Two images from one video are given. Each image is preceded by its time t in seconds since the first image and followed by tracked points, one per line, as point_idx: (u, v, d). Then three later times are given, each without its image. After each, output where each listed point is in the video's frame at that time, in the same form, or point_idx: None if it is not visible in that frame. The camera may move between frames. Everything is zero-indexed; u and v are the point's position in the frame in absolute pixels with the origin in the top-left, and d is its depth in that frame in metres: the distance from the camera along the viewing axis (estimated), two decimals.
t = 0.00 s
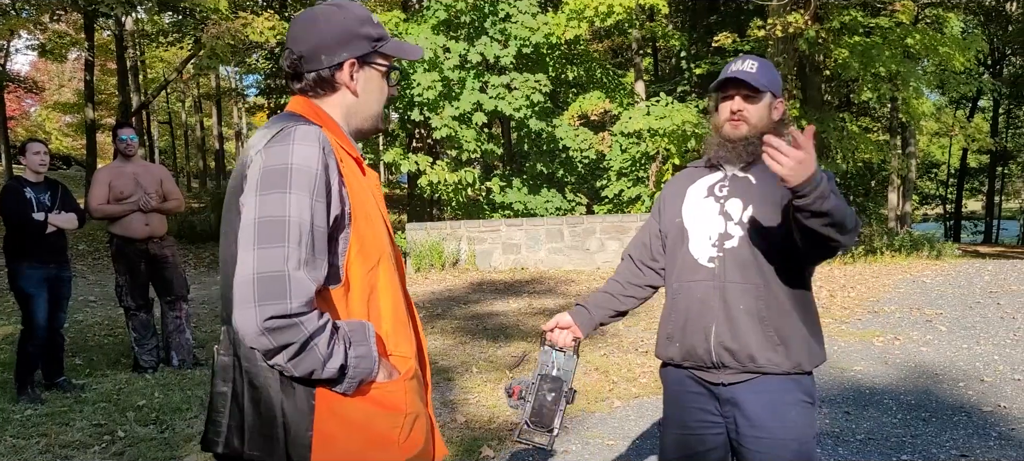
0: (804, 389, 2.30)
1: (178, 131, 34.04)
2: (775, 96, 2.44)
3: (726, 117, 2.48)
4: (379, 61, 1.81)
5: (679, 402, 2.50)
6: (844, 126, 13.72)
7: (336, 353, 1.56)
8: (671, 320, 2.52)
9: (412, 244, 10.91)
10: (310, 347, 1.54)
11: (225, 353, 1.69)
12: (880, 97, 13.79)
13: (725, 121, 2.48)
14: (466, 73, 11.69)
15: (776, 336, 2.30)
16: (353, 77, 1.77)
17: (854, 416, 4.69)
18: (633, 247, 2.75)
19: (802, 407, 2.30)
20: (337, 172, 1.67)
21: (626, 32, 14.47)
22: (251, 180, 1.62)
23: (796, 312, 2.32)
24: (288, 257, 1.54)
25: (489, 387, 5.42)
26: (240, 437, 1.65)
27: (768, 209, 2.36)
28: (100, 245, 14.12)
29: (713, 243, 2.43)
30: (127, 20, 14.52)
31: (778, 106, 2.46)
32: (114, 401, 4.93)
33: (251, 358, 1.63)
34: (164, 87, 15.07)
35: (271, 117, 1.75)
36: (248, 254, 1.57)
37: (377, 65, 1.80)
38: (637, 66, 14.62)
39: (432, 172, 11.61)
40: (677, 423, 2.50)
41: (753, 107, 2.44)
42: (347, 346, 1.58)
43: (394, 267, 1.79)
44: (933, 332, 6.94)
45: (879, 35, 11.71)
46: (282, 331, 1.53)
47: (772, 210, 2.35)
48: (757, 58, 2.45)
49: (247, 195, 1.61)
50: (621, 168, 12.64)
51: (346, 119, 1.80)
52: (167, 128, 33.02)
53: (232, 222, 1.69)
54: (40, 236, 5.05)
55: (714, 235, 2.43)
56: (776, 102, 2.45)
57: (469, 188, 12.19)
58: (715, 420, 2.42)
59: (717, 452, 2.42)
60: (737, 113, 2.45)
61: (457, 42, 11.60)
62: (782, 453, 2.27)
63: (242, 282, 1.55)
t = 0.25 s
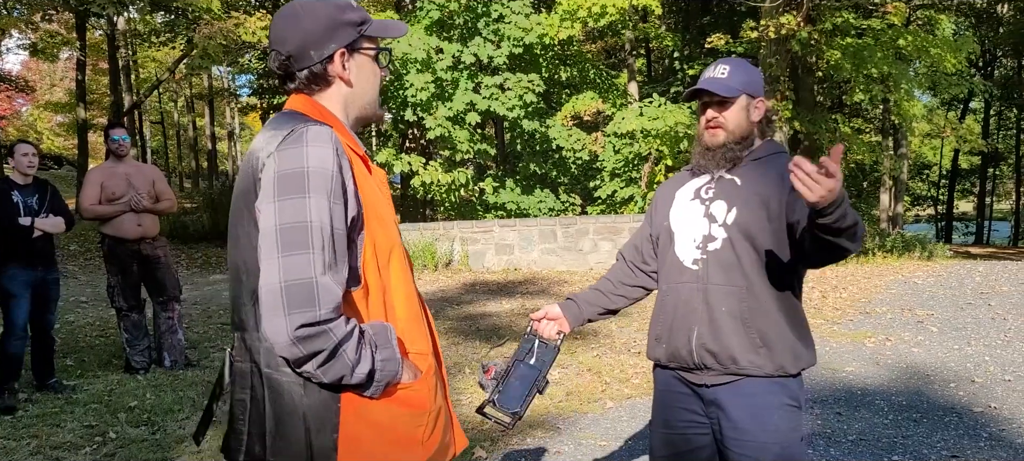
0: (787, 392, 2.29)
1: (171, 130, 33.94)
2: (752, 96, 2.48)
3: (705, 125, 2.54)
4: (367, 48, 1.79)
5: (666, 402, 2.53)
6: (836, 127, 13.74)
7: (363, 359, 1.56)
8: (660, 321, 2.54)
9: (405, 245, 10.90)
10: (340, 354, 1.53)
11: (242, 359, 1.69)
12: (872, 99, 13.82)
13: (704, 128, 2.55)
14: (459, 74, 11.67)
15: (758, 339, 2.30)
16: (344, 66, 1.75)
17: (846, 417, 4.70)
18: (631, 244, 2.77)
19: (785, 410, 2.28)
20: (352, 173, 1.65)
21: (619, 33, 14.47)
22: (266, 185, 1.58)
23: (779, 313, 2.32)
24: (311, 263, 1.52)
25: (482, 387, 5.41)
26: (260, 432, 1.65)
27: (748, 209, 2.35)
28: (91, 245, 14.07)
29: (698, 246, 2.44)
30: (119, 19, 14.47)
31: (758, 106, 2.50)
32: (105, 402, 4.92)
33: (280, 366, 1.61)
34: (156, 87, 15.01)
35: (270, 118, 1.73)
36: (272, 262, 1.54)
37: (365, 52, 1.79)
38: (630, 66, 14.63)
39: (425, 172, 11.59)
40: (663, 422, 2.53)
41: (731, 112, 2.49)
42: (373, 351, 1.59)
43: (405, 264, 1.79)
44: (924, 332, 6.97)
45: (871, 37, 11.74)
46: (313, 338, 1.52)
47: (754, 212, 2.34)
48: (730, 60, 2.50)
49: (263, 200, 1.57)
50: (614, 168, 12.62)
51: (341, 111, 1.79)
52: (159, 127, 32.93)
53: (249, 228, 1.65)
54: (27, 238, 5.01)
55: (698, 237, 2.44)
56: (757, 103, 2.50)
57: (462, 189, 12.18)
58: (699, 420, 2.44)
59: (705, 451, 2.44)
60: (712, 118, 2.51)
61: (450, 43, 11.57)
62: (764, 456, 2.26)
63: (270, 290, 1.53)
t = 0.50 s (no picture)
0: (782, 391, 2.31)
1: (164, 131, 33.87)
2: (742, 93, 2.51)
3: (693, 114, 2.55)
4: (361, 52, 1.79)
5: (662, 405, 2.53)
6: (829, 129, 13.78)
7: (380, 371, 1.56)
8: (654, 327, 2.54)
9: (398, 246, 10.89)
10: (357, 368, 1.54)
11: (257, 373, 1.68)
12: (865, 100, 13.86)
13: (692, 117, 2.55)
14: (453, 75, 11.67)
15: (750, 343, 2.31)
16: (338, 72, 1.75)
17: (839, 418, 4.71)
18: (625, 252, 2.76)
19: (779, 410, 2.28)
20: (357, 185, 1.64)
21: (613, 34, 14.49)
22: (272, 200, 1.58)
23: (768, 315, 2.32)
24: (323, 280, 1.52)
25: (475, 389, 5.42)
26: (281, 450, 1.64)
27: (739, 216, 2.36)
28: (84, 246, 14.03)
29: (688, 251, 2.45)
30: (112, 20, 14.44)
31: (746, 102, 2.53)
32: (98, 404, 4.90)
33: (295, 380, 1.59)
34: (149, 88, 14.98)
35: (265, 125, 1.73)
36: (283, 280, 1.54)
37: (360, 56, 1.78)
38: (624, 68, 14.66)
39: (418, 173, 11.58)
40: (659, 423, 2.53)
41: (720, 100, 2.50)
42: (389, 360, 1.59)
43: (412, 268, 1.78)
44: (917, 333, 6.99)
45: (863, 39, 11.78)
46: (329, 355, 1.52)
47: (744, 219, 2.34)
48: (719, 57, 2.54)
49: (271, 215, 1.57)
50: (608, 169, 12.62)
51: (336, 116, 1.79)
52: (152, 128, 32.86)
53: (254, 240, 1.63)
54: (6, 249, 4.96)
55: (688, 243, 2.45)
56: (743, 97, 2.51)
57: (456, 190, 12.18)
58: (694, 421, 2.44)
59: (699, 451, 2.43)
60: (701, 110, 2.52)
61: (443, 44, 11.56)
62: (758, 457, 2.27)
63: (283, 310, 1.53)
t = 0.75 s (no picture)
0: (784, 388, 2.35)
1: (160, 132, 33.81)
2: (735, 90, 2.55)
3: (707, 109, 2.54)
4: (356, 54, 1.79)
5: (662, 407, 2.52)
6: (825, 129, 13.80)
7: (391, 374, 1.57)
8: (652, 331, 2.51)
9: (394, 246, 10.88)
10: (366, 374, 1.54)
11: (267, 383, 1.67)
12: (861, 101, 13.89)
13: (703, 114, 2.54)
14: (449, 75, 11.66)
15: (755, 345, 2.33)
16: (333, 74, 1.75)
17: (836, 419, 4.72)
18: (614, 259, 2.69)
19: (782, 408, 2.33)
20: (355, 190, 1.65)
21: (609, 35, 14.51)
22: (272, 209, 1.58)
23: (773, 313, 2.36)
24: (329, 289, 1.52)
25: (472, 389, 5.42)
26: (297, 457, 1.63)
27: (743, 217, 2.37)
28: (79, 247, 13.99)
29: (694, 254, 2.42)
30: (108, 20, 14.42)
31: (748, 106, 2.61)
32: (94, 405, 4.89)
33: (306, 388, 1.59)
34: (145, 88, 14.95)
35: (261, 130, 1.73)
36: (289, 291, 1.53)
37: (355, 59, 1.78)
38: (620, 69, 14.72)
39: (415, 173, 11.57)
40: (659, 426, 2.52)
41: (732, 99, 2.55)
42: (398, 363, 1.59)
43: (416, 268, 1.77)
44: (912, 334, 7.01)
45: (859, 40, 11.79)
46: (338, 363, 1.51)
47: (749, 220, 2.36)
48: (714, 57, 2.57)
49: (272, 225, 1.56)
50: (604, 170, 12.63)
51: (331, 119, 1.79)
52: (148, 128, 32.80)
53: (256, 247, 1.63)
54: None
55: (692, 246, 2.43)
56: (738, 94, 2.56)
57: (453, 191, 12.18)
58: (698, 424, 2.43)
59: (703, 453, 2.43)
60: (717, 105, 2.53)
61: (440, 44, 11.55)
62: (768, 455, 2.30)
63: (289, 322, 1.53)
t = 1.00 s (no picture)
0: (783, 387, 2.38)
1: (156, 133, 33.78)
2: (725, 96, 2.56)
3: (701, 121, 2.56)
4: (352, 58, 1.79)
5: (663, 411, 2.48)
6: (821, 131, 13.82)
7: (392, 377, 1.57)
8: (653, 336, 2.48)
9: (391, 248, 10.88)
10: (369, 377, 1.53)
11: (268, 388, 1.67)
12: (857, 103, 13.91)
13: (698, 125, 2.56)
14: (445, 77, 11.66)
15: (759, 346, 2.35)
16: (330, 78, 1.74)
17: (831, 421, 4.72)
18: (615, 269, 2.61)
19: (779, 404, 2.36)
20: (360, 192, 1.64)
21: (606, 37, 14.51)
22: (273, 213, 1.57)
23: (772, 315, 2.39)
24: (332, 291, 1.52)
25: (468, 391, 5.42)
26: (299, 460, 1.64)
27: (746, 220, 2.41)
28: (75, 249, 13.97)
29: (697, 258, 2.41)
30: (104, 21, 14.41)
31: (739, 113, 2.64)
32: (89, 407, 4.88)
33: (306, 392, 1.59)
34: (141, 90, 14.93)
35: (257, 136, 1.72)
36: (291, 294, 1.52)
37: (351, 62, 1.78)
38: (617, 70, 14.74)
39: (411, 175, 11.57)
40: (660, 430, 2.48)
41: (724, 109, 2.59)
42: (399, 366, 1.59)
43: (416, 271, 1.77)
44: (908, 336, 7.02)
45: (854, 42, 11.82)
46: (345, 364, 1.51)
47: (751, 222, 2.40)
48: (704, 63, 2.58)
49: (274, 229, 1.56)
50: (600, 171, 12.64)
51: (329, 123, 1.79)
52: (145, 130, 32.76)
53: (256, 249, 1.62)
54: None
55: (696, 251, 2.41)
56: (728, 104, 2.59)
57: (449, 192, 12.18)
58: (701, 427, 2.41)
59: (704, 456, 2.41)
60: (712, 117, 2.56)
61: (436, 46, 11.55)
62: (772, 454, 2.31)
63: (293, 324, 1.51)
